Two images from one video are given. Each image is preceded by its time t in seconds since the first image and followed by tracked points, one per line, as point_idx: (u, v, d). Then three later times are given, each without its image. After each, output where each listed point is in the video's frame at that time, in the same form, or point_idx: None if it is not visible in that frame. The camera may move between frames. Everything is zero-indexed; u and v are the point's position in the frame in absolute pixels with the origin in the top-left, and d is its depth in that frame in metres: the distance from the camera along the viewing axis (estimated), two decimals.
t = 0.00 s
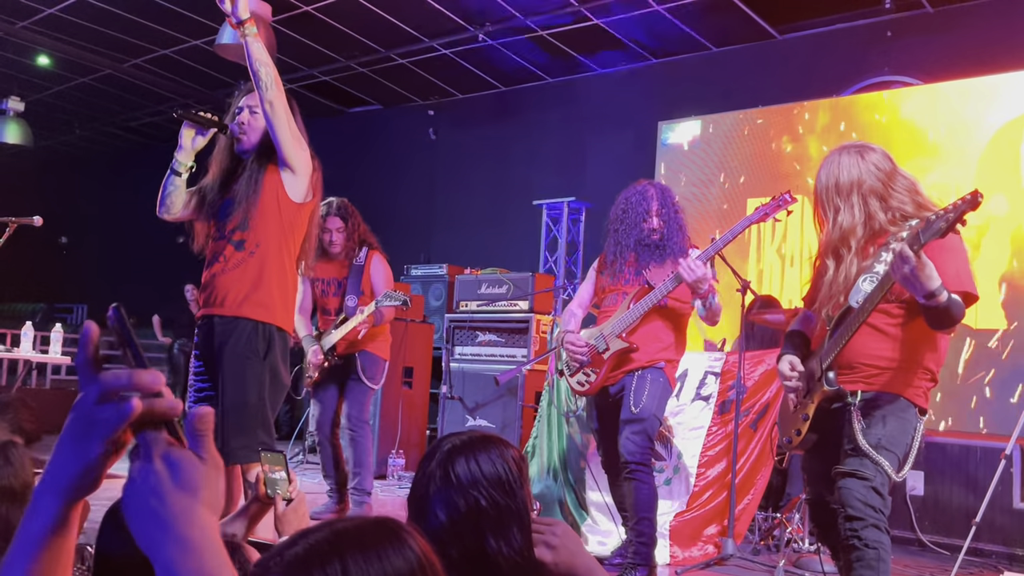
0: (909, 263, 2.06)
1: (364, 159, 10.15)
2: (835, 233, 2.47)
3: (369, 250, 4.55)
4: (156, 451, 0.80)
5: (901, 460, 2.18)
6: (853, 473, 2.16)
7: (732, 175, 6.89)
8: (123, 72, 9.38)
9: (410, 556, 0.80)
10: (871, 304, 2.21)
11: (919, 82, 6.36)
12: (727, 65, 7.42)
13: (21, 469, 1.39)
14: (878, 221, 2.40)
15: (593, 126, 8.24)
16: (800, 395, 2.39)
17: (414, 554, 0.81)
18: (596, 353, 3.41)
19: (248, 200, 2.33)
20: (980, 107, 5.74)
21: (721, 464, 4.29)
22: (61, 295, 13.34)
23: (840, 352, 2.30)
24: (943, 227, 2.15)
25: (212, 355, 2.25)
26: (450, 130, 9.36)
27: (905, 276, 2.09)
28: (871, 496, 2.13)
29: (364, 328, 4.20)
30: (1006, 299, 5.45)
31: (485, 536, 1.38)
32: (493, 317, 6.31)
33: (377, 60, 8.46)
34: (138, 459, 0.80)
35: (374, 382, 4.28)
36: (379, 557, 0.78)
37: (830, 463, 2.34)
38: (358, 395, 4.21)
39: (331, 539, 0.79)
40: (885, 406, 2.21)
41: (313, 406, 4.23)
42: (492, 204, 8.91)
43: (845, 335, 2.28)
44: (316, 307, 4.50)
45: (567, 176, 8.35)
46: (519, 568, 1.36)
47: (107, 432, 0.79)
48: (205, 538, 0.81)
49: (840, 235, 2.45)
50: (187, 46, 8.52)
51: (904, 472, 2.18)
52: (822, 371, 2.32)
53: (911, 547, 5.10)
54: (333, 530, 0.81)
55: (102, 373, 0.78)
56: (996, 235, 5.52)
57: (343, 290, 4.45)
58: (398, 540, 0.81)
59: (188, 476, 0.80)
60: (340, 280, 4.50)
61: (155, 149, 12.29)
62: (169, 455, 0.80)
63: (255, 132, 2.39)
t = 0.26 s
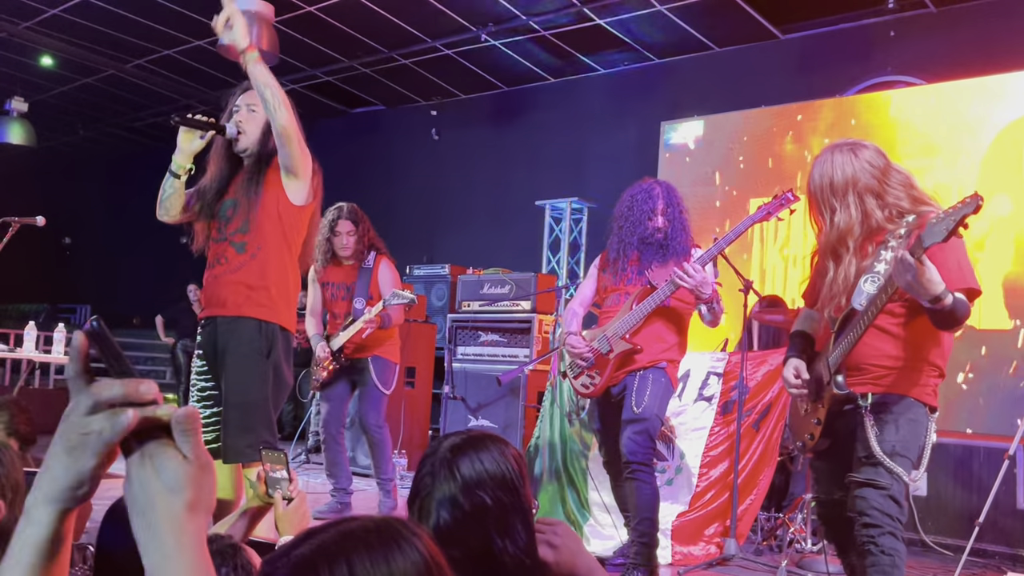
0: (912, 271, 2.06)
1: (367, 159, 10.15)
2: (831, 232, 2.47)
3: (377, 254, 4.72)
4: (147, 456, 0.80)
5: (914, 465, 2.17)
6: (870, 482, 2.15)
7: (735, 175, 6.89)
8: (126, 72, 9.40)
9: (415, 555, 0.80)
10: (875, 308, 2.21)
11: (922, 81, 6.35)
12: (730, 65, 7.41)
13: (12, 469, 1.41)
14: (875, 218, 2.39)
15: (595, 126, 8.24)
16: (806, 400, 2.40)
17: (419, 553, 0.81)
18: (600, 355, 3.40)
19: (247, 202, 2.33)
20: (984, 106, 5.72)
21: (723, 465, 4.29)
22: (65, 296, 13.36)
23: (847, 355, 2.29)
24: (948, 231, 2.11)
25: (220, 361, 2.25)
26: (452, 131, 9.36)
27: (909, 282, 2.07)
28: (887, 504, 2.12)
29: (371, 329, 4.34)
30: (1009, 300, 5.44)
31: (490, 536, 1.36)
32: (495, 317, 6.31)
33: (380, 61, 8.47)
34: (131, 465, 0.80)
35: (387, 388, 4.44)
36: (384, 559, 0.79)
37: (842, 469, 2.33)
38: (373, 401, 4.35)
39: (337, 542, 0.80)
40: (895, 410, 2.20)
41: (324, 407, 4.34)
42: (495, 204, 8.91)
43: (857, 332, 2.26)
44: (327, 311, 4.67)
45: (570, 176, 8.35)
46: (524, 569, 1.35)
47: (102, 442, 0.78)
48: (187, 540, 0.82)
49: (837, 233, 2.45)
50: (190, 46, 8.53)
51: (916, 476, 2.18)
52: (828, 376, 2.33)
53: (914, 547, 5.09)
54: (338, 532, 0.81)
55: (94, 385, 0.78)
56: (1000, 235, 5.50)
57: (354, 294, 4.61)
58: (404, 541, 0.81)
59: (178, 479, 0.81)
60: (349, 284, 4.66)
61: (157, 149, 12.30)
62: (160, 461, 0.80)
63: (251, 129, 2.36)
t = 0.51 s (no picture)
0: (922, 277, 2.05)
1: (369, 158, 10.15)
2: (828, 236, 2.45)
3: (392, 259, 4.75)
4: (149, 449, 0.79)
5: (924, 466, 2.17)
6: (882, 486, 2.15)
7: (738, 173, 6.88)
8: (129, 71, 9.40)
9: (416, 548, 0.80)
10: (884, 314, 2.19)
11: (925, 79, 6.34)
12: (732, 63, 7.40)
13: (12, 468, 1.36)
14: (873, 222, 2.38)
15: (598, 124, 8.23)
16: (812, 401, 2.40)
17: (422, 550, 0.80)
18: (605, 355, 3.41)
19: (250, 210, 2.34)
20: (988, 103, 5.72)
21: (726, 463, 4.28)
22: (68, 295, 13.37)
23: (855, 359, 2.27)
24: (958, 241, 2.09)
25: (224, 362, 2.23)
26: (455, 129, 9.35)
27: (918, 291, 2.07)
28: (899, 507, 2.12)
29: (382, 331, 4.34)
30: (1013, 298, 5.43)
31: (508, 532, 1.37)
32: (498, 316, 6.31)
33: (382, 59, 8.47)
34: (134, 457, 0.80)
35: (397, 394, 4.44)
36: (386, 551, 0.79)
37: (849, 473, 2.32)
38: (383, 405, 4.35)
39: (337, 536, 0.80)
40: (904, 411, 2.19)
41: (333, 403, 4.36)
42: (497, 203, 8.90)
43: (866, 336, 2.24)
44: (340, 312, 4.70)
45: (572, 174, 8.35)
46: (541, 567, 1.35)
47: (103, 436, 0.78)
48: (182, 536, 0.82)
49: (834, 238, 2.43)
50: (192, 45, 8.53)
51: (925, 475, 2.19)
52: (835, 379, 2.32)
53: (917, 545, 5.08)
54: (340, 527, 0.81)
55: (97, 381, 0.78)
56: (1003, 233, 5.49)
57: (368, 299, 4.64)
58: (405, 535, 0.81)
59: (176, 475, 0.80)
60: (363, 288, 4.70)
61: (160, 148, 12.30)
62: (159, 454, 0.80)
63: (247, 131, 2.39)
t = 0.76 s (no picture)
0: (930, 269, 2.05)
1: (370, 156, 10.14)
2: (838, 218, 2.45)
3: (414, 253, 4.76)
4: (165, 447, 0.81)
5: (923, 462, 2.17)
6: (881, 481, 2.15)
7: (739, 171, 6.87)
8: (130, 68, 9.40)
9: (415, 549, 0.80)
10: (890, 308, 2.19)
11: (927, 77, 6.33)
12: (734, 61, 7.39)
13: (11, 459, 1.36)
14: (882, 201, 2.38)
15: (599, 122, 8.22)
16: (814, 395, 2.39)
17: (422, 548, 0.80)
18: (606, 352, 3.41)
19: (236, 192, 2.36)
20: (990, 101, 5.71)
21: (727, 461, 4.28)
22: (69, 292, 13.38)
23: (858, 354, 2.27)
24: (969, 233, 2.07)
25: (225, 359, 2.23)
26: (456, 127, 9.35)
27: (926, 286, 2.07)
28: (898, 503, 2.13)
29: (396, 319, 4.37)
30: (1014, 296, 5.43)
31: (525, 531, 1.37)
32: (499, 314, 6.31)
33: (383, 57, 8.46)
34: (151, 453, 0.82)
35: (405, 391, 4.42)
36: (385, 548, 0.79)
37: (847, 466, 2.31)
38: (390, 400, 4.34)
39: (334, 535, 0.80)
40: (906, 407, 2.19)
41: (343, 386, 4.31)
42: (498, 200, 8.90)
43: (870, 331, 2.23)
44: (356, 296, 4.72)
45: (573, 172, 8.34)
46: (556, 559, 1.38)
47: (117, 438, 0.78)
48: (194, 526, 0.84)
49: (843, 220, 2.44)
50: (193, 42, 8.53)
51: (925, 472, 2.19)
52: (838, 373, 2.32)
53: (918, 544, 5.08)
54: (338, 524, 0.81)
55: (124, 379, 0.79)
56: (1005, 231, 5.48)
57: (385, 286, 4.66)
58: (406, 534, 0.81)
59: (191, 473, 0.82)
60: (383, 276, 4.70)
61: (161, 146, 12.30)
62: (176, 452, 0.81)
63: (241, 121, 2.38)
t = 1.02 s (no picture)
0: (938, 256, 2.04)
1: (370, 153, 10.13)
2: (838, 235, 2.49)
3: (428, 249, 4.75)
4: (174, 433, 0.82)
5: (918, 454, 2.16)
6: (870, 466, 2.14)
7: (739, 168, 6.87)
8: (130, 66, 9.39)
9: (414, 543, 0.80)
10: (896, 297, 2.19)
11: (927, 74, 6.32)
12: (735, 59, 7.38)
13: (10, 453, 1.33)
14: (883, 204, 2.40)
15: (599, 120, 8.21)
16: (813, 396, 2.36)
17: (422, 542, 0.80)
18: (605, 347, 3.41)
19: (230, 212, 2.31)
20: (991, 98, 5.71)
21: (727, 458, 4.28)
22: (69, 290, 13.38)
23: (857, 349, 2.27)
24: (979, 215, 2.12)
25: (226, 355, 2.27)
26: (456, 124, 9.34)
27: (933, 271, 2.07)
28: (887, 489, 2.11)
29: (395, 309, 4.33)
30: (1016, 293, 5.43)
31: (536, 525, 1.48)
32: (499, 311, 6.30)
33: (383, 54, 8.45)
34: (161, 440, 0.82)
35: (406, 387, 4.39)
36: (381, 544, 0.79)
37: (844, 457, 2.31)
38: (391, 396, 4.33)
39: (333, 529, 0.80)
40: (902, 400, 2.18)
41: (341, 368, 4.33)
42: (499, 198, 8.89)
43: (872, 325, 2.23)
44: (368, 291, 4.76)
45: (574, 170, 8.34)
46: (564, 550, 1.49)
47: (128, 423, 0.79)
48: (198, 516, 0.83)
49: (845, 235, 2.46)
50: (194, 40, 8.52)
51: (921, 467, 2.16)
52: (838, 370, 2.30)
53: (919, 541, 5.09)
54: (335, 519, 0.82)
55: (136, 364, 0.80)
56: (1007, 228, 5.48)
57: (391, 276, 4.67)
58: (405, 529, 0.81)
59: (197, 458, 0.82)
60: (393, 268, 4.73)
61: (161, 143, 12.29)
62: (183, 437, 0.82)
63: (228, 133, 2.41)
